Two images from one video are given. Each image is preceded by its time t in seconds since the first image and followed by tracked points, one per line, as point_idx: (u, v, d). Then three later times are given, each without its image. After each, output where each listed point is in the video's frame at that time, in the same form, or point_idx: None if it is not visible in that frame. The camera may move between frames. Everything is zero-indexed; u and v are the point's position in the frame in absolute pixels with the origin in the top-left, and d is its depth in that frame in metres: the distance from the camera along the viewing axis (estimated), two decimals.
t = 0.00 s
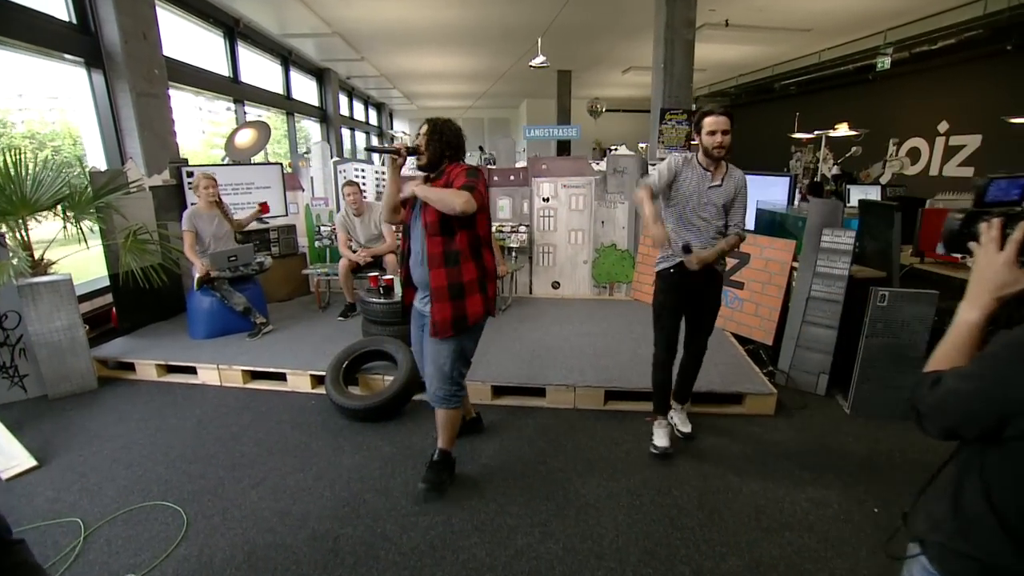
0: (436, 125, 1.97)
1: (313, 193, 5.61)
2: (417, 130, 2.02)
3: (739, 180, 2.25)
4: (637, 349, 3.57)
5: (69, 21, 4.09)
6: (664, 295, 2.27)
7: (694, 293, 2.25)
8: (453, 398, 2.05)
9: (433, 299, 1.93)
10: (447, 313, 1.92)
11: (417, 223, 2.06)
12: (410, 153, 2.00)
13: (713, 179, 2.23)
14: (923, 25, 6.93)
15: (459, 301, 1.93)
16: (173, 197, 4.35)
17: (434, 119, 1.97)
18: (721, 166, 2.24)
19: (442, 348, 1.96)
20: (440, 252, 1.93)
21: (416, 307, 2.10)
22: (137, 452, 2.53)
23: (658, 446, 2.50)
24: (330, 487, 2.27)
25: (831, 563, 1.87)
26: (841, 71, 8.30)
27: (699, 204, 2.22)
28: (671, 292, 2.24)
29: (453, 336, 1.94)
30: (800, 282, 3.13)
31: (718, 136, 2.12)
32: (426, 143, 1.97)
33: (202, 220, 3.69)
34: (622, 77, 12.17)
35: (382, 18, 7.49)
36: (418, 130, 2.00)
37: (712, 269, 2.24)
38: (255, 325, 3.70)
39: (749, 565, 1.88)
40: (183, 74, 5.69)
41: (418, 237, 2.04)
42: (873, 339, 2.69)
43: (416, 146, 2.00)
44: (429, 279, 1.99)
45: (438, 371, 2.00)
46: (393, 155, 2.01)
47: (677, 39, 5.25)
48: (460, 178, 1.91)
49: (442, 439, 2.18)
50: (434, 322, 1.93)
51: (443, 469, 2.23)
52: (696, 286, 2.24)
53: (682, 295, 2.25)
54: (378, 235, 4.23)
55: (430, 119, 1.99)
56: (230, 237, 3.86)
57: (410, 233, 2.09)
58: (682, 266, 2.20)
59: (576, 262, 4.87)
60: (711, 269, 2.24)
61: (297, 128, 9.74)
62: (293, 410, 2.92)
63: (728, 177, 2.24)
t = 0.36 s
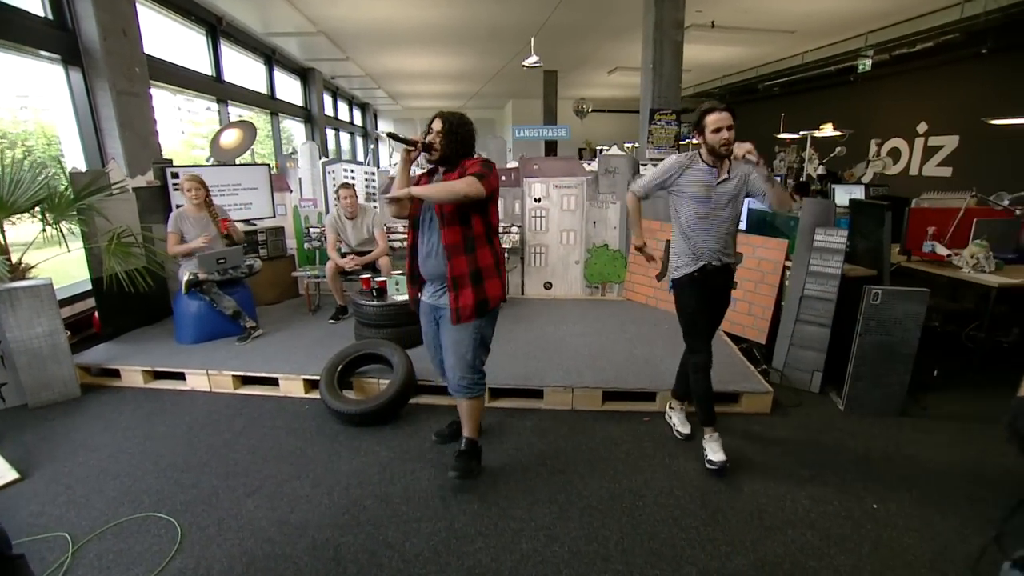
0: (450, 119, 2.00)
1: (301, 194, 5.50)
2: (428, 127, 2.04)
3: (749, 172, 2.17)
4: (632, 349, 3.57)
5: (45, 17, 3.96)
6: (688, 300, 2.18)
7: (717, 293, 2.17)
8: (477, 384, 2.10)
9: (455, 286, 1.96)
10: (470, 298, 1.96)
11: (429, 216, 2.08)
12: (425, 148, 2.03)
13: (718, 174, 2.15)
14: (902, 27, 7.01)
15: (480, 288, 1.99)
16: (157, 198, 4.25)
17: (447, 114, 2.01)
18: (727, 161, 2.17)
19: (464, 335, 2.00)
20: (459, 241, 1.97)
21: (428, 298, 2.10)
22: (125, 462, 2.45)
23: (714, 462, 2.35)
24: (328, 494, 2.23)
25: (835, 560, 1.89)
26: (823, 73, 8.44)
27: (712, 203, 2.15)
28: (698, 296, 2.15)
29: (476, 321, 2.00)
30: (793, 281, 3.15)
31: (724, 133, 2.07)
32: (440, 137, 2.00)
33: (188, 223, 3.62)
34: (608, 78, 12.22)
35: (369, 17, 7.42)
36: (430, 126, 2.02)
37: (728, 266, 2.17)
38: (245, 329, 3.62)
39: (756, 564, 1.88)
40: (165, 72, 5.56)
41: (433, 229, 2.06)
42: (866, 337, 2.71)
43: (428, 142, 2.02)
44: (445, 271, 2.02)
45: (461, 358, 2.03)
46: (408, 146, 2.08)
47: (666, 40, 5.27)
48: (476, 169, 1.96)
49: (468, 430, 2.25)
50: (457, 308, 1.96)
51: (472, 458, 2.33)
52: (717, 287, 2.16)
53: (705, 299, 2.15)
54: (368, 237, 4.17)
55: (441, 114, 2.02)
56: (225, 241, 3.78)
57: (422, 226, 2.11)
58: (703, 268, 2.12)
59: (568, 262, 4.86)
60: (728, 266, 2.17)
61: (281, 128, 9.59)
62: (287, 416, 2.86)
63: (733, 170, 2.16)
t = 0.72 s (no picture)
0: (454, 124, 1.94)
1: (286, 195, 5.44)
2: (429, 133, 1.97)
3: (754, 174, 2.07)
4: (624, 349, 3.57)
5: (12, 11, 3.80)
6: (689, 307, 2.16)
7: (722, 302, 2.10)
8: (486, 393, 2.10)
9: (467, 298, 1.99)
10: (483, 311, 2.01)
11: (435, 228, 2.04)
12: (433, 158, 1.95)
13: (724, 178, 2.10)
14: (881, 30, 7.08)
15: (492, 301, 2.04)
16: (135, 200, 4.12)
17: (451, 120, 1.94)
18: (733, 162, 2.11)
19: (476, 347, 2.02)
20: (473, 256, 2.00)
21: (431, 309, 2.07)
22: (109, 474, 2.36)
23: (703, 469, 2.34)
24: (324, 501, 2.18)
25: (833, 554, 1.92)
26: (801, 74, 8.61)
27: (719, 209, 2.10)
28: (699, 305, 2.13)
29: (486, 334, 2.03)
30: (782, 280, 3.18)
31: (732, 132, 1.99)
32: (447, 144, 1.93)
33: (170, 224, 3.51)
34: (591, 78, 12.28)
35: (350, 16, 7.32)
36: (433, 132, 1.95)
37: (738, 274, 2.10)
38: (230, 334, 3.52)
39: (757, 561, 1.90)
40: (140, 70, 5.40)
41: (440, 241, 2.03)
42: (855, 334, 2.76)
43: (432, 149, 1.95)
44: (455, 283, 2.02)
45: (469, 370, 2.02)
46: (414, 158, 1.97)
47: (651, 40, 5.26)
48: (490, 186, 1.97)
49: (480, 438, 2.20)
50: (469, 320, 1.98)
51: (486, 468, 2.26)
52: (724, 295, 2.10)
53: (707, 308, 2.12)
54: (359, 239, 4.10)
55: (443, 118, 1.94)
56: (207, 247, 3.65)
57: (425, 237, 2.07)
58: (708, 276, 2.09)
59: (557, 262, 4.84)
60: (739, 274, 2.10)
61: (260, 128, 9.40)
62: (276, 422, 2.79)
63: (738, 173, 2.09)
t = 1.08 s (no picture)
0: (447, 126, 1.88)
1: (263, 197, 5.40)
2: (421, 137, 1.89)
3: (762, 180, 2.13)
4: (610, 348, 3.59)
5: None
6: (688, 312, 2.10)
7: (726, 305, 2.06)
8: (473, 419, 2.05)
9: (465, 318, 1.97)
10: (480, 334, 1.97)
11: (435, 242, 1.97)
12: (424, 164, 1.88)
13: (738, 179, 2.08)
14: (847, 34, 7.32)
15: (489, 324, 2.01)
16: (104, 202, 3.95)
17: (445, 122, 1.88)
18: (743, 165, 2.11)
19: (469, 372, 1.97)
20: (478, 277, 1.96)
21: (425, 328, 2.00)
22: (83, 489, 2.26)
23: (727, 471, 2.33)
24: (315, 511, 2.12)
25: (826, 546, 1.97)
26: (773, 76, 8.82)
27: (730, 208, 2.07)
28: (700, 310, 2.07)
29: (480, 360, 1.99)
30: (765, 278, 3.23)
31: (757, 131, 1.97)
32: (436, 145, 1.87)
33: (144, 225, 3.40)
34: (568, 79, 12.34)
35: (324, 14, 7.19)
36: (422, 134, 1.89)
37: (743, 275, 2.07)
38: (208, 340, 3.42)
39: (753, 555, 1.93)
40: (104, 67, 5.19)
41: (440, 256, 1.97)
42: (836, 330, 2.83)
43: (425, 154, 1.87)
44: (454, 303, 1.97)
45: (460, 394, 1.97)
46: (404, 163, 1.88)
47: (629, 41, 5.25)
48: (504, 208, 1.99)
49: (467, 452, 2.16)
50: (464, 342, 1.95)
51: (478, 482, 2.20)
52: (728, 302, 2.05)
53: (707, 313, 2.07)
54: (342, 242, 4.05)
55: (433, 121, 1.88)
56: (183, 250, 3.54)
57: (422, 251, 1.99)
58: (713, 281, 2.03)
59: (540, 263, 4.77)
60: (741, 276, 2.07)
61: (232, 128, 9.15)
62: (261, 430, 2.71)
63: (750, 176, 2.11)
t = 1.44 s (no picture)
0: (430, 121, 1.86)
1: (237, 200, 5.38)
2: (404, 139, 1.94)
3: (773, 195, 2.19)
4: (595, 349, 3.60)
5: None
6: (709, 328, 2.12)
7: (749, 317, 2.07)
8: (462, 436, 2.00)
9: (458, 335, 1.88)
10: (473, 351, 1.89)
11: (425, 246, 1.92)
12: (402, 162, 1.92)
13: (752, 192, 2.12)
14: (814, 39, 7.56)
15: (483, 338, 1.92)
16: (68, 206, 3.78)
17: (423, 116, 1.87)
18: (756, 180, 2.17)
19: (460, 390, 1.90)
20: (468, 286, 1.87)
21: (418, 341, 1.97)
22: (54, 507, 2.14)
23: (738, 500, 2.18)
24: (304, 522, 2.06)
25: (815, 539, 2.02)
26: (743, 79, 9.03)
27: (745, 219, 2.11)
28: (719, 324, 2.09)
29: (472, 376, 1.91)
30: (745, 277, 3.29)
31: (767, 148, 2.03)
32: (414, 143, 1.87)
33: (117, 233, 3.29)
34: (543, 81, 12.39)
35: (295, 13, 7.03)
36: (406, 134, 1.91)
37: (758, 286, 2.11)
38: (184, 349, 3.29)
39: (747, 550, 1.97)
40: (63, 64, 4.95)
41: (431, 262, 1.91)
42: (816, 326, 2.91)
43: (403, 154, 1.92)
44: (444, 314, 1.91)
45: (451, 412, 1.93)
46: (380, 162, 1.96)
47: (607, 43, 5.26)
48: (501, 206, 1.88)
49: (461, 459, 2.12)
50: (454, 358, 1.87)
51: (471, 488, 2.17)
52: (750, 313, 2.07)
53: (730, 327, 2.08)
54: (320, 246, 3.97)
55: (413, 119, 1.88)
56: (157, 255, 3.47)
57: (415, 256, 1.94)
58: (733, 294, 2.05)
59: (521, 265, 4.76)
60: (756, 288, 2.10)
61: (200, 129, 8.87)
62: (243, 440, 2.63)
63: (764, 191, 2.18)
